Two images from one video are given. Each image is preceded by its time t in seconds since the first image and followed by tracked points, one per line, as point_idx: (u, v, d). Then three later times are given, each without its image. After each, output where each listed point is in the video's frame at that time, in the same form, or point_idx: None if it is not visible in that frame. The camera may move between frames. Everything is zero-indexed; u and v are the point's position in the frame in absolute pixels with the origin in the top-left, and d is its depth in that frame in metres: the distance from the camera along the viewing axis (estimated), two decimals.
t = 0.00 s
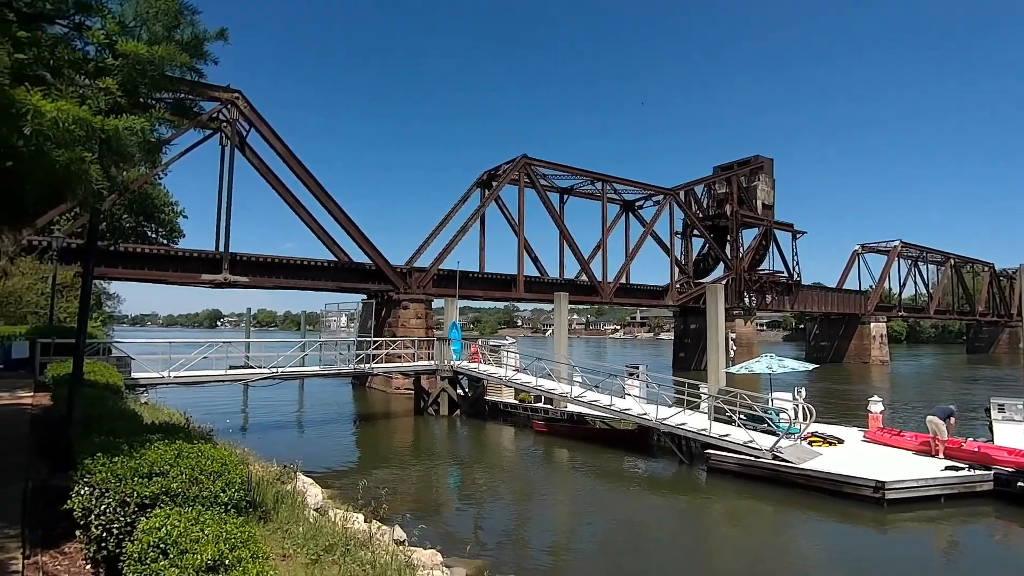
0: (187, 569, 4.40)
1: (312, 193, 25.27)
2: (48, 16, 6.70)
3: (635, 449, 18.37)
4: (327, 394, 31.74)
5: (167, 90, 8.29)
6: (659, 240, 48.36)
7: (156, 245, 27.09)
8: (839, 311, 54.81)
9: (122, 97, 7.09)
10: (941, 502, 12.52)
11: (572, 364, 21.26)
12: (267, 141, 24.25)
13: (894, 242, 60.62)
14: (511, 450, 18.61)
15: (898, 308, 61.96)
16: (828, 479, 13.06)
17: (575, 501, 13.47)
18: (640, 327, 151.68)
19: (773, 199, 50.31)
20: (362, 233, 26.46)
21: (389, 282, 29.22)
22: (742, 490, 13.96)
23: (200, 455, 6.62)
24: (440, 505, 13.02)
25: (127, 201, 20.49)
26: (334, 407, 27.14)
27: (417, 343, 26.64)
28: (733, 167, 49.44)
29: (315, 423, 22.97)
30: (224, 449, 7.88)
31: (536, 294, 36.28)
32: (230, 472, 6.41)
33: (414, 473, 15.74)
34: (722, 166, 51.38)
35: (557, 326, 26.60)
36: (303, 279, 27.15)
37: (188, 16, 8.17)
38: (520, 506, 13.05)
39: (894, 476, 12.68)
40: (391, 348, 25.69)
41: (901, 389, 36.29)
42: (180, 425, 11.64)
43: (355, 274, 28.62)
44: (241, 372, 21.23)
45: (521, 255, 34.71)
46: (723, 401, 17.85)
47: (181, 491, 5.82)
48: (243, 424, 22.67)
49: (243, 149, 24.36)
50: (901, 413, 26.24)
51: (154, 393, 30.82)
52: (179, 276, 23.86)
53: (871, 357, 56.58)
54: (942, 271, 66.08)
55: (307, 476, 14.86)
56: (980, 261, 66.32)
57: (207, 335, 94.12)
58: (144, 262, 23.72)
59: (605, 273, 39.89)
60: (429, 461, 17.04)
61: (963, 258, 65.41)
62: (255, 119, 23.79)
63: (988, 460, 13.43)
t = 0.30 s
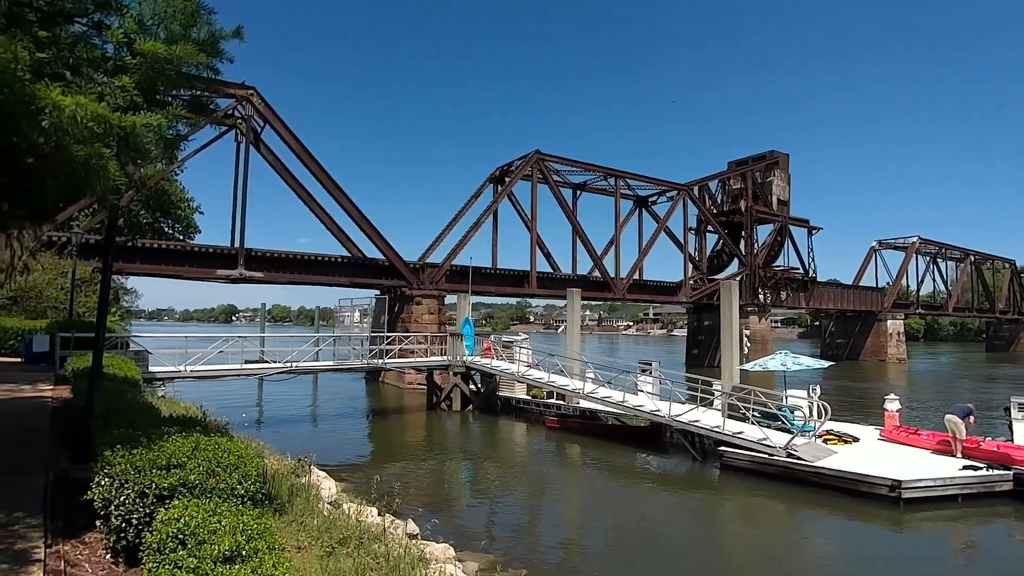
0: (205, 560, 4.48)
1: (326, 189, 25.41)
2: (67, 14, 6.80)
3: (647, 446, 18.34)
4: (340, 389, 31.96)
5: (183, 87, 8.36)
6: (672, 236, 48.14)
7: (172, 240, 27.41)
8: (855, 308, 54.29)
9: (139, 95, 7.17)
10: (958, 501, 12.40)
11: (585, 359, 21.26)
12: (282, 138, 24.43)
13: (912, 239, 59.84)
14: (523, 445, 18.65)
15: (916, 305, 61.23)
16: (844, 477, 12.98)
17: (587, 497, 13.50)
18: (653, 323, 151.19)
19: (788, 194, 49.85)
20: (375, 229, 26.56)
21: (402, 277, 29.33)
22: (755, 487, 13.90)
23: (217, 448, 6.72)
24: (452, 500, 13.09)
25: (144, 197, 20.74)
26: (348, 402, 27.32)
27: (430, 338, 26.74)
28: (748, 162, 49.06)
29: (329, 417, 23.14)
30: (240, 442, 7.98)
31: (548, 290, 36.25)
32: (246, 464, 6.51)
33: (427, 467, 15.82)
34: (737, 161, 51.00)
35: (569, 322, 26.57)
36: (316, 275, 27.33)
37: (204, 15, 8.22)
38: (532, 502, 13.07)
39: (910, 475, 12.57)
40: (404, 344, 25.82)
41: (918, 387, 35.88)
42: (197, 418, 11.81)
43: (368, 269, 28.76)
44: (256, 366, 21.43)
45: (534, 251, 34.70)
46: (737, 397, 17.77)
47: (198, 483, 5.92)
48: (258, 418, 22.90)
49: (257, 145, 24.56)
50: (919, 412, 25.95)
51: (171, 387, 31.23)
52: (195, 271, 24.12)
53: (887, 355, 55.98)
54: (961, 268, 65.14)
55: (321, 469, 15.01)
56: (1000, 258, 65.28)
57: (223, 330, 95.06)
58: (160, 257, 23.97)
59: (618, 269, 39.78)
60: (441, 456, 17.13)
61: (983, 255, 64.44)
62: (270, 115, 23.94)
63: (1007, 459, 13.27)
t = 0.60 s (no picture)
0: (223, 551, 4.54)
1: (340, 186, 25.55)
2: (88, 14, 6.89)
3: (660, 443, 18.30)
4: (354, 384, 32.20)
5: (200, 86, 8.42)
6: (687, 232, 47.87)
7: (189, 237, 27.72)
8: (873, 305, 53.71)
9: (157, 94, 7.24)
10: (977, 502, 12.25)
11: (598, 356, 21.24)
12: (297, 135, 24.59)
13: (932, 235, 58.99)
14: (536, 442, 18.68)
15: (935, 303, 60.42)
16: (860, 477, 12.88)
17: (600, 493, 13.51)
18: (667, 320, 150.61)
19: (805, 190, 49.36)
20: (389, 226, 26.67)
21: (415, 274, 29.44)
22: (770, 486, 13.83)
23: (234, 441, 6.82)
24: (465, 495, 13.16)
25: (162, 194, 20.99)
26: (362, 397, 27.51)
27: (443, 335, 26.85)
28: (764, 158, 48.64)
29: (343, 412, 23.33)
30: (256, 436, 8.09)
31: (562, 287, 36.23)
32: (262, 458, 6.61)
33: (440, 463, 15.91)
34: (753, 157, 50.56)
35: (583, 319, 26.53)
36: (331, 271, 27.52)
37: (221, 14, 8.29)
38: (545, 498, 13.11)
39: (929, 475, 12.45)
40: (418, 340, 25.98)
41: (937, 386, 35.43)
42: (214, 412, 11.98)
43: (382, 266, 28.90)
44: (271, 362, 21.63)
45: (547, 247, 34.68)
46: (751, 395, 17.66)
47: (216, 475, 6.01)
48: (273, 412, 23.13)
49: (272, 142, 24.74)
50: (937, 411, 25.64)
51: (188, 381, 31.61)
52: (211, 267, 24.39)
53: (905, 354, 55.32)
54: (982, 266, 64.15)
55: (335, 463, 15.16)
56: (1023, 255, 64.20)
57: (240, 326, 96.09)
58: (177, 254, 24.25)
59: (631, 266, 39.66)
60: (455, 451, 17.21)
61: (1005, 252, 63.42)
62: (285, 112, 24.10)
63: None
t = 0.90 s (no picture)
0: (240, 544, 4.61)
1: (354, 183, 25.68)
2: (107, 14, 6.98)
3: (673, 441, 18.25)
4: (368, 380, 32.42)
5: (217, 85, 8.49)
6: (701, 229, 47.60)
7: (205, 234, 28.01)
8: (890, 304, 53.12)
9: (176, 93, 7.32)
10: (997, 504, 12.10)
11: (611, 354, 21.21)
12: (312, 133, 24.77)
13: (951, 233, 58.17)
14: (549, 439, 18.69)
15: (954, 301, 59.61)
16: (876, 477, 12.77)
17: (612, 491, 13.51)
18: (681, 318, 149.94)
19: (821, 187, 48.85)
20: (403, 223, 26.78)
21: (429, 271, 29.54)
22: (784, 485, 13.75)
23: (250, 436, 6.91)
24: (477, 492, 13.21)
25: (179, 191, 21.25)
26: (375, 393, 27.65)
27: (456, 332, 26.93)
28: (779, 155, 48.20)
29: (357, 408, 23.49)
30: (272, 431, 8.18)
31: (575, 284, 36.17)
32: (278, 453, 6.69)
33: (453, 459, 15.97)
34: (769, 153, 50.13)
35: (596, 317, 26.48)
36: (345, 268, 27.68)
37: (238, 14, 8.35)
38: (557, 495, 13.13)
39: (947, 476, 12.31)
40: (431, 337, 26.10)
41: (956, 386, 34.98)
42: (230, 407, 12.12)
43: (395, 263, 29.03)
44: (286, 357, 21.81)
45: (560, 244, 34.63)
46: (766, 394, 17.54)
47: (233, 469, 6.09)
48: (288, 408, 23.32)
49: (287, 140, 24.92)
50: (956, 411, 25.33)
51: (204, 377, 31.96)
52: (227, 264, 24.63)
53: (924, 352, 54.65)
54: (1003, 264, 63.17)
55: (349, 459, 15.29)
56: None
57: (255, 322, 96.96)
58: (194, 250, 24.50)
59: (645, 263, 39.53)
60: (467, 448, 17.27)
61: None
62: (299, 110, 24.24)
63: None
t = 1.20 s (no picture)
0: (256, 537, 4.68)
1: (367, 180, 25.86)
2: (125, 14, 7.07)
3: (686, 440, 18.18)
4: (381, 376, 32.59)
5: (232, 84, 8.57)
6: (715, 227, 47.33)
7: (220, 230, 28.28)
8: (908, 302, 52.52)
9: (192, 92, 7.38)
10: (1016, 506, 11.93)
11: (624, 352, 21.16)
12: (325, 131, 24.93)
13: (971, 230, 57.35)
14: (561, 436, 18.70)
15: (974, 300, 58.80)
16: (892, 477, 12.66)
17: (624, 489, 13.48)
18: (694, 316, 149.22)
19: (837, 184, 48.36)
20: (415, 220, 26.89)
21: (441, 268, 29.64)
22: (798, 485, 13.68)
23: (265, 431, 7.01)
24: (488, 488, 13.28)
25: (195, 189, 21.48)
26: (388, 389, 27.80)
27: (468, 328, 26.99)
28: (795, 151, 47.79)
29: (370, 405, 23.62)
30: (286, 427, 8.27)
31: (587, 282, 36.12)
32: (293, 448, 6.77)
33: (465, 456, 16.06)
34: (784, 150, 49.70)
35: (609, 314, 26.40)
36: (358, 265, 27.85)
37: (253, 14, 8.41)
38: (569, 493, 13.15)
39: (965, 476, 12.17)
40: (443, 333, 26.18)
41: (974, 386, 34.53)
42: (245, 402, 12.27)
43: (408, 260, 29.15)
44: (300, 354, 21.98)
45: (573, 241, 34.59)
46: (781, 393, 17.43)
47: (248, 464, 6.18)
48: (301, 404, 23.51)
49: (301, 138, 25.12)
50: (975, 412, 25.02)
51: (220, 373, 32.32)
52: (242, 260, 24.87)
53: (942, 352, 53.98)
54: None
55: (362, 454, 15.42)
56: None
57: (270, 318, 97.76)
58: (209, 247, 24.75)
59: (658, 261, 39.37)
60: (479, 445, 17.34)
61: None
62: (313, 108, 24.43)
63: None
